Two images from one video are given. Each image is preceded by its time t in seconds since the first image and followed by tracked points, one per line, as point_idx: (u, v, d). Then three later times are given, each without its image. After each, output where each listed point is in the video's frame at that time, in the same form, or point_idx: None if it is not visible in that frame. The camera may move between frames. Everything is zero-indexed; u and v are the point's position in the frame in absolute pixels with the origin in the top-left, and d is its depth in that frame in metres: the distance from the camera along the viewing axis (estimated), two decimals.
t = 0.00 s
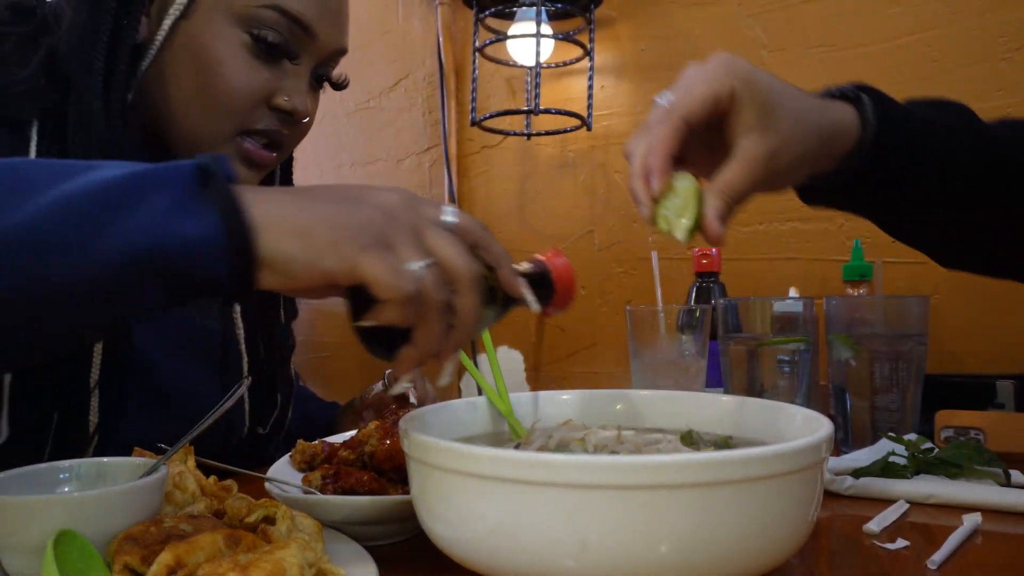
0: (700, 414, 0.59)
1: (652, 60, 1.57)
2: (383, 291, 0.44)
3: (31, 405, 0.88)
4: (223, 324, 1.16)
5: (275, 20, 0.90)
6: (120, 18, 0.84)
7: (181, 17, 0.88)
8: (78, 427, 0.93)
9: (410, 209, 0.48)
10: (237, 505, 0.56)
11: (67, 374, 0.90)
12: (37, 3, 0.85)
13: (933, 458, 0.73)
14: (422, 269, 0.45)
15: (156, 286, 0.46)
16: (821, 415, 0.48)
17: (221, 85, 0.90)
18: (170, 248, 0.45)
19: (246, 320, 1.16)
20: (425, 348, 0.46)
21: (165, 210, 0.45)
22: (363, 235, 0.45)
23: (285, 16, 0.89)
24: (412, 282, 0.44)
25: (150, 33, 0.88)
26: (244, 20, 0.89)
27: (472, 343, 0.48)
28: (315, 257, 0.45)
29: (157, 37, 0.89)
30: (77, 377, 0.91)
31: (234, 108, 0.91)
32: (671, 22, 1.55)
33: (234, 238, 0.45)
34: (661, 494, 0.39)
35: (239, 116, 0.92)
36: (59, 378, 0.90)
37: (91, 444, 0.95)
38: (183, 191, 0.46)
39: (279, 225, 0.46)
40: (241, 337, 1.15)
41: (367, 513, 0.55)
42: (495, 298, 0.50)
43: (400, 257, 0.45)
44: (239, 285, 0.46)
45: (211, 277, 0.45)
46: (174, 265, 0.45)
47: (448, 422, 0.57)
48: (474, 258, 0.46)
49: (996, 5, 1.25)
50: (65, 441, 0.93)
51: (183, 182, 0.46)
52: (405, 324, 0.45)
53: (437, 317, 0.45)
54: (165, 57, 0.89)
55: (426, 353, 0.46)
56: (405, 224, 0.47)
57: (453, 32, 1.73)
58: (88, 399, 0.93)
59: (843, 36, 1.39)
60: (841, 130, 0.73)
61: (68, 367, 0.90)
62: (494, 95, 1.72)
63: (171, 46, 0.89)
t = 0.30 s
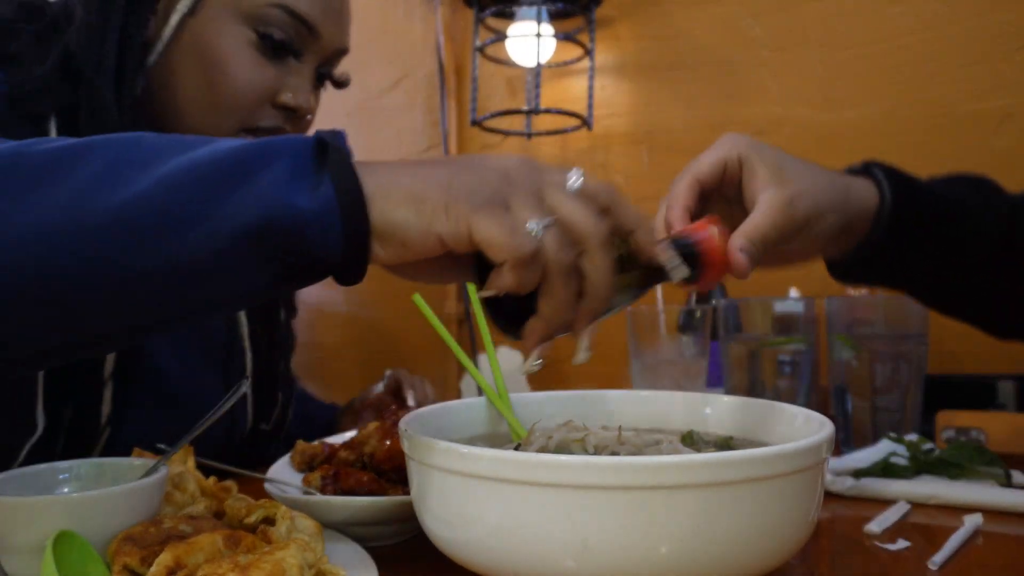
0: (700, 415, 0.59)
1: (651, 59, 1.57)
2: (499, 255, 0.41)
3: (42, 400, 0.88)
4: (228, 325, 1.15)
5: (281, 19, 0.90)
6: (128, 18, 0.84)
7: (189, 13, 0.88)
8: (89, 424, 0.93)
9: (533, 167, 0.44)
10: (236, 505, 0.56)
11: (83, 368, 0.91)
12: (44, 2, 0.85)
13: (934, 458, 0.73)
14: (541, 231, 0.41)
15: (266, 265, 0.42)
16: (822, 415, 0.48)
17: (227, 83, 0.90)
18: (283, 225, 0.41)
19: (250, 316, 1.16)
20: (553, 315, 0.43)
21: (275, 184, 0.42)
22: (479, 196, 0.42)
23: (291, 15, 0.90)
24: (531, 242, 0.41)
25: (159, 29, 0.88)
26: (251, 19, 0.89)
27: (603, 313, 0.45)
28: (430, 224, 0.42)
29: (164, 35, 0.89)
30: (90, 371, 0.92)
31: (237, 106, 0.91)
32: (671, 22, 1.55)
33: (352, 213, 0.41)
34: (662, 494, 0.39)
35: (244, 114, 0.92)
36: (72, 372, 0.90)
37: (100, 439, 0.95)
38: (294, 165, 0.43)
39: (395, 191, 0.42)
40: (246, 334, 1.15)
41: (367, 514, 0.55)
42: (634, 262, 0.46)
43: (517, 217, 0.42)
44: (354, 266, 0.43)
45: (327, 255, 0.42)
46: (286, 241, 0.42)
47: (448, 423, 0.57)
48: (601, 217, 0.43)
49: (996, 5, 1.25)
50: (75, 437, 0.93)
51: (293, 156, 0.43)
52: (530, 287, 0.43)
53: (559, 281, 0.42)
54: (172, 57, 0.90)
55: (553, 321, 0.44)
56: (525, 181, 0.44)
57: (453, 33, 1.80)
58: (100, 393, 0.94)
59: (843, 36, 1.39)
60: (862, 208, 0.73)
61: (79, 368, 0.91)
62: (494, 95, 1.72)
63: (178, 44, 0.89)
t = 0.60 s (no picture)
0: (700, 415, 0.59)
1: (651, 60, 1.58)
2: (342, 214, 0.41)
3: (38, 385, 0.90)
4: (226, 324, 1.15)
5: (284, 16, 0.89)
6: (129, 18, 0.86)
7: (192, 12, 0.89)
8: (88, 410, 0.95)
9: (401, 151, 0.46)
10: (236, 505, 0.56)
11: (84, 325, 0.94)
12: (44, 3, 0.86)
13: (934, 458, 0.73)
14: (383, 200, 0.41)
15: (129, 214, 0.43)
16: (822, 416, 0.48)
17: (230, 81, 0.89)
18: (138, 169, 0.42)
19: (251, 316, 1.15)
20: (397, 291, 0.43)
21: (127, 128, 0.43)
22: (333, 160, 0.43)
23: (296, 15, 0.89)
24: (370, 208, 0.41)
25: (162, 28, 0.90)
26: (253, 17, 0.88)
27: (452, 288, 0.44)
28: (276, 180, 0.43)
29: (165, 35, 0.90)
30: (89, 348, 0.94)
31: (239, 105, 0.91)
32: (671, 22, 1.55)
33: (204, 160, 0.42)
34: (662, 494, 0.39)
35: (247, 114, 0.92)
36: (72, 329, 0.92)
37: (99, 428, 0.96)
38: (151, 112, 0.44)
39: (250, 149, 0.43)
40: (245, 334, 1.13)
41: (367, 514, 0.55)
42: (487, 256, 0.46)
43: (365, 185, 0.42)
44: (208, 216, 0.43)
45: (178, 200, 0.43)
46: (142, 185, 0.42)
47: (448, 422, 0.57)
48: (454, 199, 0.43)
49: (996, 5, 1.25)
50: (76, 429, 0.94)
51: (149, 104, 0.44)
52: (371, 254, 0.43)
53: (399, 254, 0.42)
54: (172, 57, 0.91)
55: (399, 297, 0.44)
56: (387, 160, 0.45)
57: (453, 33, 1.82)
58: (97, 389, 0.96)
59: (843, 36, 1.38)
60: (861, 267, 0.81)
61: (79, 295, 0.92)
62: (495, 95, 1.72)
63: (180, 43, 0.90)
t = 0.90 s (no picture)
0: (700, 415, 0.59)
1: (651, 60, 1.58)
2: (313, 166, 0.38)
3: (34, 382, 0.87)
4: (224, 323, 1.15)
5: (276, 14, 0.88)
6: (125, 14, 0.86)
7: (185, 8, 0.90)
8: (91, 405, 0.92)
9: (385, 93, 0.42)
10: (236, 505, 0.56)
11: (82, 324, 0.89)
12: (42, 3, 0.87)
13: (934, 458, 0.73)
14: (368, 145, 0.38)
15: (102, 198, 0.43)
16: (822, 416, 0.48)
17: (222, 77, 0.90)
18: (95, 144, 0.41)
19: (246, 320, 1.14)
20: (394, 245, 0.38)
21: (88, 100, 0.41)
22: (306, 110, 0.40)
23: (285, 9, 0.88)
24: (352, 153, 0.37)
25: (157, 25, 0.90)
26: (245, 12, 0.88)
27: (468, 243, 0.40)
28: (250, 140, 0.41)
29: (157, 32, 0.91)
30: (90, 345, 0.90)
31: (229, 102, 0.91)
32: (671, 22, 1.55)
33: (171, 127, 0.41)
34: (661, 494, 0.39)
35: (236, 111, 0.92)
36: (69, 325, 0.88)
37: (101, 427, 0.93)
38: (120, 83, 0.43)
39: (222, 110, 0.42)
40: (241, 329, 1.14)
41: (367, 513, 0.55)
42: (518, 199, 0.43)
43: (344, 133, 0.39)
44: (181, 191, 0.42)
45: (149, 177, 0.42)
46: (106, 159, 0.41)
47: (449, 422, 0.57)
48: (456, 135, 0.39)
49: (996, 5, 1.25)
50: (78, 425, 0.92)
51: (120, 76, 0.43)
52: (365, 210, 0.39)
53: (399, 203, 0.38)
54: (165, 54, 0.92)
55: (401, 255, 0.38)
56: (369, 102, 0.41)
57: (453, 33, 1.80)
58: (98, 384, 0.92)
59: (843, 36, 1.38)
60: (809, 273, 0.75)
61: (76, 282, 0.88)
62: (495, 95, 1.73)
63: (174, 37, 0.91)
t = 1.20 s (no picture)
0: (700, 415, 0.59)
1: (651, 60, 1.58)
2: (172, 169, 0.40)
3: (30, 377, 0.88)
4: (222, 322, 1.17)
5: (284, 15, 0.88)
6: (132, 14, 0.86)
7: (195, 8, 0.89)
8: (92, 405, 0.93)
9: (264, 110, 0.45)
10: (236, 505, 0.56)
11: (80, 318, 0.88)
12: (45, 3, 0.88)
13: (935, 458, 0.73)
14: (232, 161, 0.41)
15: None
16: (823, 416, 0.48)
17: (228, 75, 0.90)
18: None
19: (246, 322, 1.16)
20: (240, 259, 0.42)
21: None
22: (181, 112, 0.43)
23: (292, 10, 0.87)
24: (210, 163, 0.40)
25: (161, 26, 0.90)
26: (254, 13, 0.88)
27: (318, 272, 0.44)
28: (122, 131, 0.43)
29: (166, 33, 0.90)
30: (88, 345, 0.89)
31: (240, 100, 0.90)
32: (671, 22, 1.56)
33: (43, 98, 0.44)
34: (661, 494, 0.39)
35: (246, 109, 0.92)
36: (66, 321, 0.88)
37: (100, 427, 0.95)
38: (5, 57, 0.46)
39: (99, 97, 0.44)
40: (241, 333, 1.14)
41: (368, 514, 0.55)
42: (378, 241, 0.46)
43: (210, 142, 0.42)
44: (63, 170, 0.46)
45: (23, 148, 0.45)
46: None
47: (449, 423, 0.57)
48: (323, 168, 0.43)
49: (995, 5, 1.25)
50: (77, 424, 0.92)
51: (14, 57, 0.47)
52: (218, 217, 0.42)
53: (253, 224, 0.41)
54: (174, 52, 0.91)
55: (249, 270, 0.42)
56: (244, 120, 0.44)
57: (453, 33, 1.81)
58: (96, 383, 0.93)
59: (842, 36, 1.38)
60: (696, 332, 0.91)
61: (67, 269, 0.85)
62: (495, 95, 1.73)
63: (182, 36, 0.90)
